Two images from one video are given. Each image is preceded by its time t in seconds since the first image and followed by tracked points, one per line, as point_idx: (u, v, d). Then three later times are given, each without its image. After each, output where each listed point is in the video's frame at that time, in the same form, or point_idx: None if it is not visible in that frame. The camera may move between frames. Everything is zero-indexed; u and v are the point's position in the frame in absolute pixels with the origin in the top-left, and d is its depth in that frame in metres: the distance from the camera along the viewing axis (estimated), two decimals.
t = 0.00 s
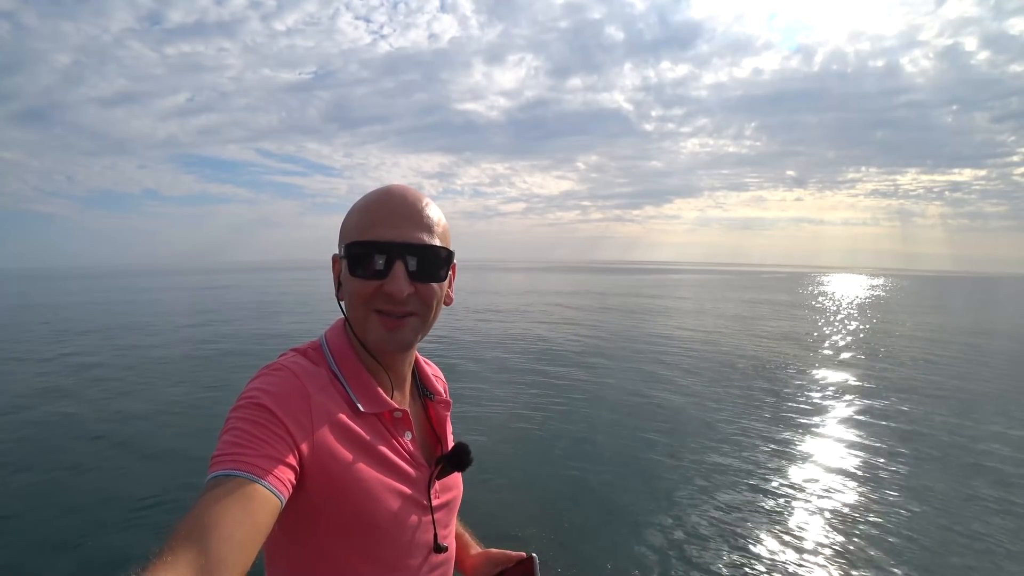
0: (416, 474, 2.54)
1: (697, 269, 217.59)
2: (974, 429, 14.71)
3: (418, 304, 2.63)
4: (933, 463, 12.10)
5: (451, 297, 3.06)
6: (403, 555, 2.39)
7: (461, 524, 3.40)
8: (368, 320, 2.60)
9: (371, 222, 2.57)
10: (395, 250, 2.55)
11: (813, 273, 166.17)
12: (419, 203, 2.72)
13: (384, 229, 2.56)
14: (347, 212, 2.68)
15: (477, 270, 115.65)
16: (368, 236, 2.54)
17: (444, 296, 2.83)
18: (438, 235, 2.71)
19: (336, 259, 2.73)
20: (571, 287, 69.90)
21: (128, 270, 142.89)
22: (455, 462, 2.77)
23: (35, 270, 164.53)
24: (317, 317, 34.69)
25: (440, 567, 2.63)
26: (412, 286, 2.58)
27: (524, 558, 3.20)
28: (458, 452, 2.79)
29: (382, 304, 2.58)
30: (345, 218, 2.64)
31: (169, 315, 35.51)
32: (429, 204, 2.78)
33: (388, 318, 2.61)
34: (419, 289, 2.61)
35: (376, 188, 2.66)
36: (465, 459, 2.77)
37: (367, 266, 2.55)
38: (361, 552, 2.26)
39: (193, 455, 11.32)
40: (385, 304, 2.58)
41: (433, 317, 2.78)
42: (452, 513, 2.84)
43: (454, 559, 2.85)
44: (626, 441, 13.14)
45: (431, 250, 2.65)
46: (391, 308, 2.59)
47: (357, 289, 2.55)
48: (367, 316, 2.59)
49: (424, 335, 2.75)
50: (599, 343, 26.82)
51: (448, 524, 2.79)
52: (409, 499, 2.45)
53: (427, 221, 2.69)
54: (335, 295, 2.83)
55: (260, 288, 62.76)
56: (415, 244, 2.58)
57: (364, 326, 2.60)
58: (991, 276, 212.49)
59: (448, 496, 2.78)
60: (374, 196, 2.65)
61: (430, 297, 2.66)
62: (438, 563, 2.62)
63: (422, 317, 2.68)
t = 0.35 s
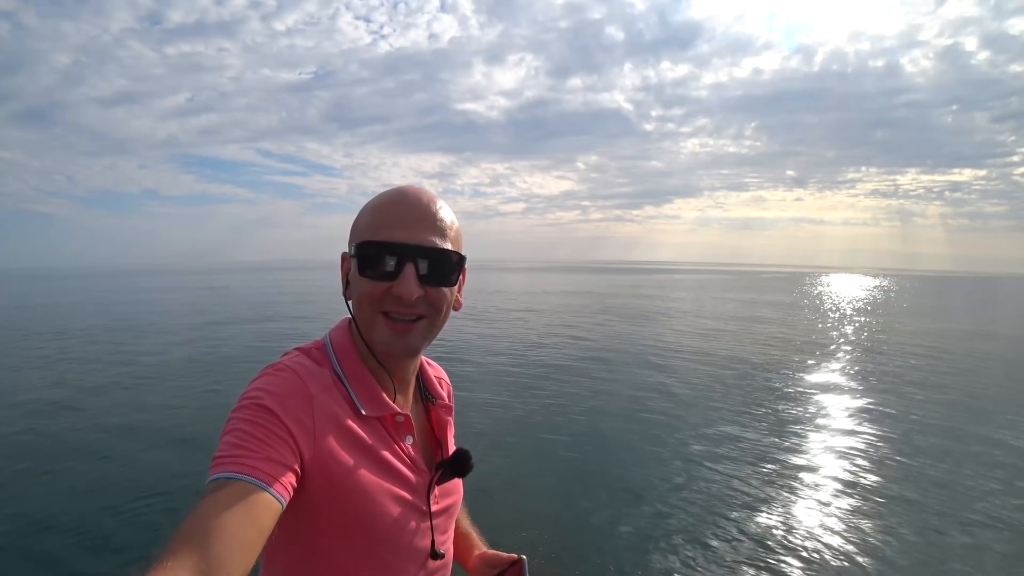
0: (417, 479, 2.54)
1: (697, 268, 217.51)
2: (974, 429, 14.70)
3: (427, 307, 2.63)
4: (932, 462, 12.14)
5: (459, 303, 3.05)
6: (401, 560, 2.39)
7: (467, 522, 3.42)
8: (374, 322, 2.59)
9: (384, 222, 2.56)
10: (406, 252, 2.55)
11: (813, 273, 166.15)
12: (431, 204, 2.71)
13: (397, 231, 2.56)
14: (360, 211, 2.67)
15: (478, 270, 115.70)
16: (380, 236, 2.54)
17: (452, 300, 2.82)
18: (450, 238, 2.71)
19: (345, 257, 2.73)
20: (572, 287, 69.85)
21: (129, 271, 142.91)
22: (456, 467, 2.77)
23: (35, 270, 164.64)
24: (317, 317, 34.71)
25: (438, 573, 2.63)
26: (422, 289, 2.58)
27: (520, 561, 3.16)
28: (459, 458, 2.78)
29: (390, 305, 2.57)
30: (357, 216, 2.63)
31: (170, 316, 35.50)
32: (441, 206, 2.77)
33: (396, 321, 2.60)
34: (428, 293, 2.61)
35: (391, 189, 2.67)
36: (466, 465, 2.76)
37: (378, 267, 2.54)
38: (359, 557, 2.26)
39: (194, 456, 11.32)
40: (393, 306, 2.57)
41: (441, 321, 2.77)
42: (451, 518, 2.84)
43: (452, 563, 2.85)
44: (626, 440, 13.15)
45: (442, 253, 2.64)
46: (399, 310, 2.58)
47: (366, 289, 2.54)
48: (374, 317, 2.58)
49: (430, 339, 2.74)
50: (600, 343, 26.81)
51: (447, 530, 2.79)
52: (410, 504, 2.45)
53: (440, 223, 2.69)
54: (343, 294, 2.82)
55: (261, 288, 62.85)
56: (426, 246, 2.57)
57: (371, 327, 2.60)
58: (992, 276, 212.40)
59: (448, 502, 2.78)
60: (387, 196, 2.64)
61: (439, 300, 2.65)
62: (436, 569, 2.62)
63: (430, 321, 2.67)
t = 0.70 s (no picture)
0: (420, 482, 2.53)
1: (696, 268, 217.57)
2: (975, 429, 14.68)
3: (434, 311, 2.62)
4: (932, 463, 12.13)
5: (465, 309, 3.04)
6: (401, 563, 2.38)
7: (465, 525, 3.41)
8: (380, 324, 2.57)
9: (395, 224, 2.56)
10: (416, 254, 2.54)
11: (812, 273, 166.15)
12: (441, 208, 2.72)
13: (407, 233, 2.55)
14: (371, 212, 2.67)
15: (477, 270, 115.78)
16: (390, 239, 2.53)
17: (459, 305, 2.81)
18: (459, 243, 2.71)
19: (354, 257, 2.72)
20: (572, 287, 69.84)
21: (128, 271, 142.83)
22: (458, 470, 2.76)
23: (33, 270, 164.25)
24: (317, 317, 34.67)
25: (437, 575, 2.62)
26: (429, 292, 2.57)
27: (519, 558, 3.20)
28: (461, 462, 2.77)
29: (397, 308, 2.56)
30: (368, 217, 2.63)
31: (169, 315, 35.49)
32: (450, 210, 2.77)
33: (402, 323, 2.59)
34: (435, 297, 2.60)
35: (402, 192, 2.66)
36: (468, 469, 2.76)
37: (387, 269, 2.54)
38: (361, 558, 2.26)
39: (193, 456, 11.32)
40: (401, 307, 2.56)
41: (447, 325, 2.77)
42: (451, 522, 2.83)
43: (451, 567, 2.84)
44: (626, 440, 13.15)
45: (451, 257, 2.64)
46: (406, 312, 2.57)
47: (374, 291, 2.53)
48: (381, 318, 2.57)
49: (435, 343, 2.73)
50: (601, 343, 26.79)
51: (447, 533, 2.78)
52: (412, 507, 2.44)
53: (450, 228, 2.69)
54: (349, 295, 2.81)
55: (259, 288, 62.69)
56: (436, 249, 2.57)
57: (377, 329, 2.58)
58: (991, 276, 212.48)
59: (449, 505, 2.77)
60: (398, 199, 2.65)
61: (446, 304, 2.64)
62: (436, 572, 2.62)
63: (437, 325, 2.66)
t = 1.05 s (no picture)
0: (424, 479, 2.52)
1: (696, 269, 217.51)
2: (977, 429, 14.67)
3: (441, 308, 2.62)
4: (931, 462, 12.16)
5: (469, 309, 3.04)
6: (403, 560, 2.38)
7: (468, 524, 3.41)
8: (387, 320, 2.57)
9: (404, 223, 2.57)
10: (424, 253, 2.55)
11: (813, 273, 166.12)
12: (448, 209, 2.73)
13: (416, 231, 2.56)
14: (380, 212, 2.68)
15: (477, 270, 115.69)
16: (399, 236, 2.53)
17: (464, 304, 2.81)
18: (466, 243, 2.72)
19: (361, 256, 2.73)
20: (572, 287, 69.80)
21: (128, 271, 142.79)
22: (462, 468, 2.75)
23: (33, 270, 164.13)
24: (317, 317, 34.68)
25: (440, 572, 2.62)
26: (437, 289, 2.56)
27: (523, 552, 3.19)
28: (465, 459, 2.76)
29: (404, 304, 2.55)
30: (377, 216, 2.64)
31: (169, 315, 35.47)
32: (457, 211, 2.78)
33: (409, 320, 2.58)
34: (443, 294, 2.59)
35: (411, 192, 2.68)
36: (472, 466, 2.75)
37: (395, 267, 2.54)
38: (365, 555, 2.25)
39: (194, 455, 11.32)
40: (409, 305, 2.55)
41: (453, 323, 2.75)
42: (455, 520, 2.82)
43: (454, 565, 2.84)
44: (626, 439, 13.16)
45: (459, 256, 2.65)
46: (413, 309, 2.56)
47: (382, 288, 2.53)
48: (388, 315, 2.56)
49: (440, 342, 2.72)
50: (601, 343, 26.78)
51: (451, 531, 2.77)
52: (416, 504, 2.44)
53: (457, 228, 2.70)
54: (354, 293, 2.81)
55: (259, 288, 62.61)
56: (445, 248, 2.58)
57: (384, 326, 2.58)
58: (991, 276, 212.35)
59: (452, 502, 2.76)
60: (408, 200, 2.66)
61: (453, 302, 2.64)
62: (439, 569, 2.62)
63: (443, 322, 2.66)
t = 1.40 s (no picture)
0: (425, 478, 2.52)
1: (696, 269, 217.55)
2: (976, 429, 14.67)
3: (441, 307, 2.61)
4: (931, 462, 12.17)
5: (468, 309, 3.04)
6: (403, 560, 2.37)
7: (468, 522, 3.41)
8: (387, 319, 2.57)
9: (404, 222, 2.57)
10: (424, 251, 2.54)
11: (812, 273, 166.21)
12: (447, 207, 2.73)
13: (417, 230, 2.56)
14: (380, 210, 2.68)
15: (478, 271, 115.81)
16: (400, 235, 2.53)
17: (464, 303, 2.81)
18: (466, 242, 2.72)
19: (361, 255, 2.73)
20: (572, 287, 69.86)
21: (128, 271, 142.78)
22: (461, 466, 2.75)
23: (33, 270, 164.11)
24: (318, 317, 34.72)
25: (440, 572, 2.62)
26: (437, 287, 2.55)
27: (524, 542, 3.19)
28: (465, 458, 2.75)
29: (405, 303, 2.54)
30: (377, 215, 2.64)
31: (169, 315, 35.45)
32: (457, 210, 2.78)
33: (409, 319, 2.57)
34: (443, 292, 2.59)
35: (411, 191, 2.69)
36: (472, 465, 2.75)
37: (395, 266, 2.53)
38: (365, 555, 2.25)
39: (194, 455, 11.33)
40: (409, 304, 2.55)
41: (452, 322, 2.75)
42: (454, 519, 2.82)
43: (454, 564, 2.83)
44: (626, 439, 13.18)
45: (459, 255, 2.65)
46: (413, 308, 2.55)
47: (383, 286, 2.52)
48: (388, 314, 2.56)
49: (440, 341, 2.71)
50: (601, 343, 26.81)
51: (450, 530, 2.77)
52: (416, 503, 2.44)
53: (457, 226, 2.70)
54: (354, 293, 2.81)
55: (259, 288, 62.62)
56: (445, 247, 2.57)
57: (384, 324, 2.58)
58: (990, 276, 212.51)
59: (452, 502, 2.76)
60: (407, 199, 2.68)
61: (453, 302, 2.64)
62: (438, 569, 2.61)
63: (443, 321, 2.65)
